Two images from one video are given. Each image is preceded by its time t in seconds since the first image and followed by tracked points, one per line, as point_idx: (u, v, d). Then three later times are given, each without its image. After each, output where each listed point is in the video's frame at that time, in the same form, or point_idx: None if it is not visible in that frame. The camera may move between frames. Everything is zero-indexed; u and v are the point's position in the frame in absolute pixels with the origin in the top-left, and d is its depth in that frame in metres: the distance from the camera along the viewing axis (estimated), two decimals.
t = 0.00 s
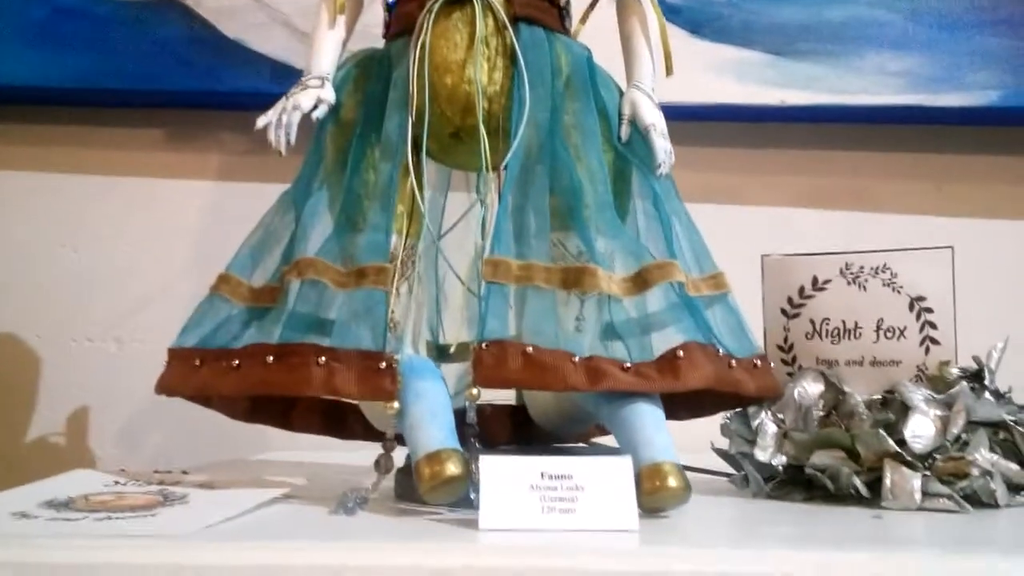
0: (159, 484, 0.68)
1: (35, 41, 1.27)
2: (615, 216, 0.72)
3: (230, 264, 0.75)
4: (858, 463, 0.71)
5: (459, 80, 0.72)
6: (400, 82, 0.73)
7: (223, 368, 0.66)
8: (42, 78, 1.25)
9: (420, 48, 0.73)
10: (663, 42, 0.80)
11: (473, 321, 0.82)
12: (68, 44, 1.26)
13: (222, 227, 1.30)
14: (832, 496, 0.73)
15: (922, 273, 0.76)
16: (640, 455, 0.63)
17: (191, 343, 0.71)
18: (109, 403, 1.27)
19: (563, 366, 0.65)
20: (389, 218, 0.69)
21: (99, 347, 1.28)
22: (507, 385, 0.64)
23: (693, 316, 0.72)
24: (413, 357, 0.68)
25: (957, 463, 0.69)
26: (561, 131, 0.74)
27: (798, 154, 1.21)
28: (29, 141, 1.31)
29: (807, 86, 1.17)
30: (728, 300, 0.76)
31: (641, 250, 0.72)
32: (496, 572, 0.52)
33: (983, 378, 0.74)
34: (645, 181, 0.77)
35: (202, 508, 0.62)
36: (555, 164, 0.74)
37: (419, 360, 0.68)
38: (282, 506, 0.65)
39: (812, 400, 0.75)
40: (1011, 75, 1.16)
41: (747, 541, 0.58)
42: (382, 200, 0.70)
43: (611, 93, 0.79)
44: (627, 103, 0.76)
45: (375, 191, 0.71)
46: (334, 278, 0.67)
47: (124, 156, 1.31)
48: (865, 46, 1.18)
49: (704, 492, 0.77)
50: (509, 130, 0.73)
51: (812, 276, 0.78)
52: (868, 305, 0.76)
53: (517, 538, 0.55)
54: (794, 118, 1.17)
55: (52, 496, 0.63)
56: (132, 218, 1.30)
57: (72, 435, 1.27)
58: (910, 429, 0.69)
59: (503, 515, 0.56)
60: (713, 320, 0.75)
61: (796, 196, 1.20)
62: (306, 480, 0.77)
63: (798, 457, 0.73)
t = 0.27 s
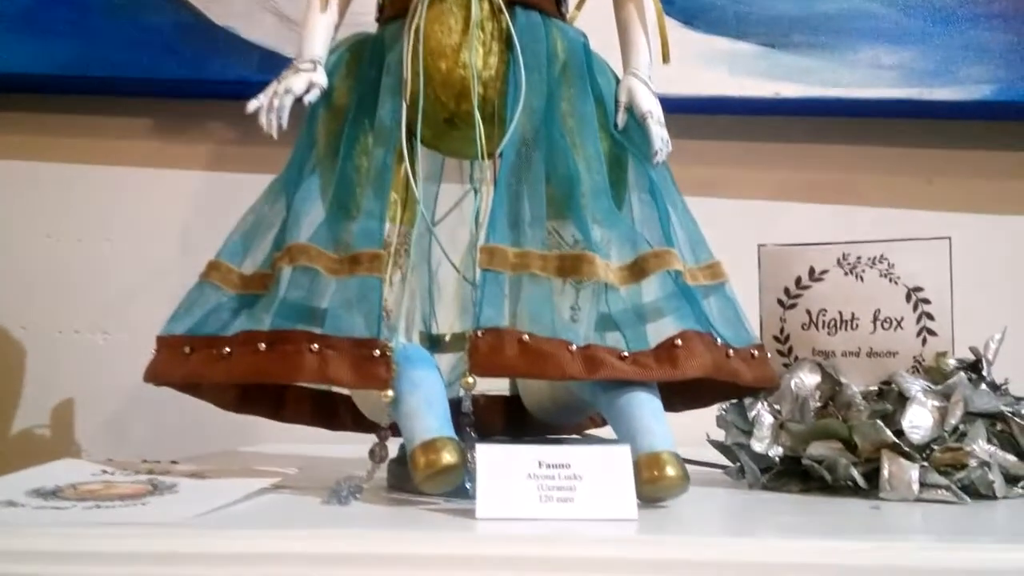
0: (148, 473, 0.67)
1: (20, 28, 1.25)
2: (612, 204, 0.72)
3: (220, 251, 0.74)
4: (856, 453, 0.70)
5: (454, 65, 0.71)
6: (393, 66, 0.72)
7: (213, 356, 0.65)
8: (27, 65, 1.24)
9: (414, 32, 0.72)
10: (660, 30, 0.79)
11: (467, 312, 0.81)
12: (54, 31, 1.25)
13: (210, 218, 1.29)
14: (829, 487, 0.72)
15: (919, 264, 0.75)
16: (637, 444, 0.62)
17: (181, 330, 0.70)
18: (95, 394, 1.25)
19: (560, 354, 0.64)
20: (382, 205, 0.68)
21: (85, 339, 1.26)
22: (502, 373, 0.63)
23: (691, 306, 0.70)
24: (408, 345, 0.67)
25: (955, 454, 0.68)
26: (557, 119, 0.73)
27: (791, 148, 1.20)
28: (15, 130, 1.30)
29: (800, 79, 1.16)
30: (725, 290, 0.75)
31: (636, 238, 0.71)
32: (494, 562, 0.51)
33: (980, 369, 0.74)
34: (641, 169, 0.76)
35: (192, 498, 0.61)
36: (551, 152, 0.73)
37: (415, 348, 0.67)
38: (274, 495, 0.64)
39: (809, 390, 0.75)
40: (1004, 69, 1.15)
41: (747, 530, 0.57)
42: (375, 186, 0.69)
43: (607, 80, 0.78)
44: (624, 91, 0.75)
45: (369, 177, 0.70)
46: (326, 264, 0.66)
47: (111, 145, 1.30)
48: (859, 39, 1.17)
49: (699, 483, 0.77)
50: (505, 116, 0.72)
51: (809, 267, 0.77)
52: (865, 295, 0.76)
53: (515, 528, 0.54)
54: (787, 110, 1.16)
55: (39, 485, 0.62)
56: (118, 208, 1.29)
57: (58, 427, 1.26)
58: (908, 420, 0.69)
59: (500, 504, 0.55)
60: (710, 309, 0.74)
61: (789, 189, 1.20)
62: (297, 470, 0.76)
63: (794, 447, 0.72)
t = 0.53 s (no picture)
0: (127, 466, 0.66)
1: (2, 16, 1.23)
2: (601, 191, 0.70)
3: (201, 241, 0.73)
4: (848, 444, 0.69)
5: (440, 50, 0.70)
6: (378, 50, 0.71)
7: (191, 346, 0.64)
8: (9, 53, 1.22)
9: (399, 16, 0.70)
10: (650, 15, 0.78)
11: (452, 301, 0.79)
12: (36, 19, 1.23)
13: (195, 209, 1.27)
14: (819, 479, 0.71)
15: (912, 254, 0.74)
16: (625, 435, 0.61)
17: (160, 320, 0.69)
18: (79, 387, 1.24)
19: (547, 344, 0.63)
20: (366, 192, 0.66)
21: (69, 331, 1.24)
22: (488, 364, 0.62)
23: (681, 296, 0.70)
24: (391, 335, 0.65)
25: (949, 445, 0.67)
26: (545, 105, 0.72)
27: (783, 138, 1.19)
28: None
29: (793, 69, 1.15)
30: (717, 280, 0.74)
31: (626, 226, 0.70)
32: (479, 554, 0.50)
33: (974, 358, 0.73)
34: (631, 157, 0.75)
35: (169, 491, 0.59)
36: (539, 139, 0.71)
37: (398, 338, 0.66)
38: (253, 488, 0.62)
39: (800, 380, 0.73)
40: (998, 59, 1.14)
41: (736, 522, 0.56)
42: (359, 173, 0.68)
43: (596, 66, 0.77)
44: (613, 77, 0.74)
45: (352, 164, 0.69)
46: (308, 253, 0.65)
47: (95, 136, 1.28)
48: (852, 29, 1.16)
49: (688, 475, 0.75)
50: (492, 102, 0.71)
51: (800, 256, 0.76)
52: (857, 285, 0.75)
53: (499, 520, 0.53)
54: (780, 101, 1.15)
55: (12, 477, 0.60)
56: (102, 199, 1.27)
57: (41, 420, 1.24)
58: (901, 410, 0.68)
59: (485, 496, 0.54)
60: (699, 300, 0.73)
61: (781, 180, 1.19)
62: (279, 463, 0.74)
63: (785, 439, 0.71)
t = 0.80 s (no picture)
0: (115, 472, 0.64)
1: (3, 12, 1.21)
2: (602, 188, 0.68)
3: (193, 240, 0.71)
4: (860, 450, 0.67)
5: (435, 41, 0.67)
6: (371, 43, 0.69)
7: (179, 348, 0.62)
8: (11, 50, 1.21)
9: (393, 7, 0.68)
10: (655, 5, 0.75)
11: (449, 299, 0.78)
12: (38, 15, 1.21)
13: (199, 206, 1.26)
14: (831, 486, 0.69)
15: (929, 251, 0.71)
16: (625, 442, 0.59)
17: (148, 322, 0.67)
18: (83, 387, 1.23)
19: (545, 347, 0.61)
20: (359, 189, 0.64)
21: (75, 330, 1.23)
22: (485, 367, 0.60)
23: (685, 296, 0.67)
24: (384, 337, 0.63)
25: (966, 451, 0.65)
26: (546, 98, 0.70)
27: (796, 131, 1.16)
28: None
29: (807, 60, 1.12)
30: (724, 279, 0.71)
31: (631, 224, 0.68)
32: (468, 568, 0.48)
33: (992, 361, 0.70)
34: (636, 151, 0.72)
35: (155, 499, 0.58)
36: (538, 133, 0.69)
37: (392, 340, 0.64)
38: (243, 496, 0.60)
39: (811, 383, 0.71)
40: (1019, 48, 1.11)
41: (739, 534, 0.54)
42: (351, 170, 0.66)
43: (599, 58, 0.74)
44: (617, 69, 0.71)
45: (345, 161, 0.67)
46: (299, 253, 0.63)
47: (98, 133, 1.26)
48: (869, 17, 1.13)
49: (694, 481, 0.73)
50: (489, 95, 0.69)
51: (812, 254, 0.74)
52: (871, 284, 0.72)
53: (490, 533, 0.50)
54: (793, 93, 1.12)
55: None
56: (105, 196, 1.25)
57: (47, 421, 1.23)
58: (915, 415, 0.65)
59: (477, 507, 0.52)
60: (705, 299, 0.70)
61: (794, 175, 1.16)
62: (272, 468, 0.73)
63: (795, 444, 0.68)
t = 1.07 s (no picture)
0: (92, 472, 0.62)
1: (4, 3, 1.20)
2: (601, 172, 0.64)
3: (176, 230, 0.68)
4: (876, 449, 0.62)
5: (422, 19, 0.64)
6: (356, 22, 0.66)
7: (155, 343, 0.60)
8: (14, 41, 1.20)
9: None
10: None
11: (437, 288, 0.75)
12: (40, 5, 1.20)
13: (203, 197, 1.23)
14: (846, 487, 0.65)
15: (950, 237, 0.67)
16: (621, 442, 0.55)
17: (128, 315, 0.65)
18: (88, 381, 1.21)
19: (537, 341, 0.57)
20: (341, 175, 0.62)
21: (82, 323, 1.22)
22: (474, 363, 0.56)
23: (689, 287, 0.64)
24: (369, 331, 0.60)
25: (990, 451, 0.60)
26: (540, 78, 0.66)
27: (815, 114, 1.11)
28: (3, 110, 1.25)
29: (826, 39, 1.07)
30: (732, 268, 0.68)
31: (632, 212, 0.64)
32: None
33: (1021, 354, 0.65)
34: (637, 134, 0.68)
35: (126, 501, 0.55)
36: (533, 116, 0.66)
37: (377, 334, 0.61)
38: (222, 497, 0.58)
39: (824, 378, 0.67)
40: None
41: (740, 543, 0.50)
42: (336, 156, 0.64)
43: (598, 36, 0.71)
44: (617, 47, 0.67)
45: (330, 146, 0.64)
46: (278, 243, 0.60)
47: (100, 123, 1.25)
48: None
49: (700, 480, 0.69)
50: (480, 76, 0.66)
51: (826, 241, 0.69)
52: (889, 272, 0.68)
53: (472, 540, 0.47)
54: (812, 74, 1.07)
55: None
56: (108, 188, 1.24)
57: (54, 415, 1.21)
58: (935, 412, 0.61)
59: (459, 512, 0.49)
60: (712, 290, 0.66)
61: (813, 160, 1.11)
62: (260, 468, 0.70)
63: (808, 442, 0.64)
